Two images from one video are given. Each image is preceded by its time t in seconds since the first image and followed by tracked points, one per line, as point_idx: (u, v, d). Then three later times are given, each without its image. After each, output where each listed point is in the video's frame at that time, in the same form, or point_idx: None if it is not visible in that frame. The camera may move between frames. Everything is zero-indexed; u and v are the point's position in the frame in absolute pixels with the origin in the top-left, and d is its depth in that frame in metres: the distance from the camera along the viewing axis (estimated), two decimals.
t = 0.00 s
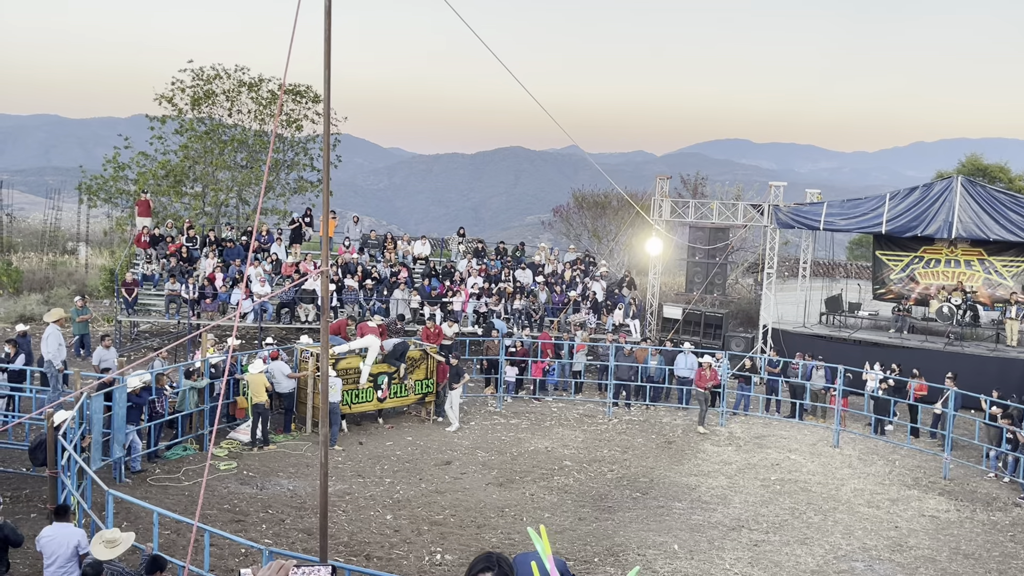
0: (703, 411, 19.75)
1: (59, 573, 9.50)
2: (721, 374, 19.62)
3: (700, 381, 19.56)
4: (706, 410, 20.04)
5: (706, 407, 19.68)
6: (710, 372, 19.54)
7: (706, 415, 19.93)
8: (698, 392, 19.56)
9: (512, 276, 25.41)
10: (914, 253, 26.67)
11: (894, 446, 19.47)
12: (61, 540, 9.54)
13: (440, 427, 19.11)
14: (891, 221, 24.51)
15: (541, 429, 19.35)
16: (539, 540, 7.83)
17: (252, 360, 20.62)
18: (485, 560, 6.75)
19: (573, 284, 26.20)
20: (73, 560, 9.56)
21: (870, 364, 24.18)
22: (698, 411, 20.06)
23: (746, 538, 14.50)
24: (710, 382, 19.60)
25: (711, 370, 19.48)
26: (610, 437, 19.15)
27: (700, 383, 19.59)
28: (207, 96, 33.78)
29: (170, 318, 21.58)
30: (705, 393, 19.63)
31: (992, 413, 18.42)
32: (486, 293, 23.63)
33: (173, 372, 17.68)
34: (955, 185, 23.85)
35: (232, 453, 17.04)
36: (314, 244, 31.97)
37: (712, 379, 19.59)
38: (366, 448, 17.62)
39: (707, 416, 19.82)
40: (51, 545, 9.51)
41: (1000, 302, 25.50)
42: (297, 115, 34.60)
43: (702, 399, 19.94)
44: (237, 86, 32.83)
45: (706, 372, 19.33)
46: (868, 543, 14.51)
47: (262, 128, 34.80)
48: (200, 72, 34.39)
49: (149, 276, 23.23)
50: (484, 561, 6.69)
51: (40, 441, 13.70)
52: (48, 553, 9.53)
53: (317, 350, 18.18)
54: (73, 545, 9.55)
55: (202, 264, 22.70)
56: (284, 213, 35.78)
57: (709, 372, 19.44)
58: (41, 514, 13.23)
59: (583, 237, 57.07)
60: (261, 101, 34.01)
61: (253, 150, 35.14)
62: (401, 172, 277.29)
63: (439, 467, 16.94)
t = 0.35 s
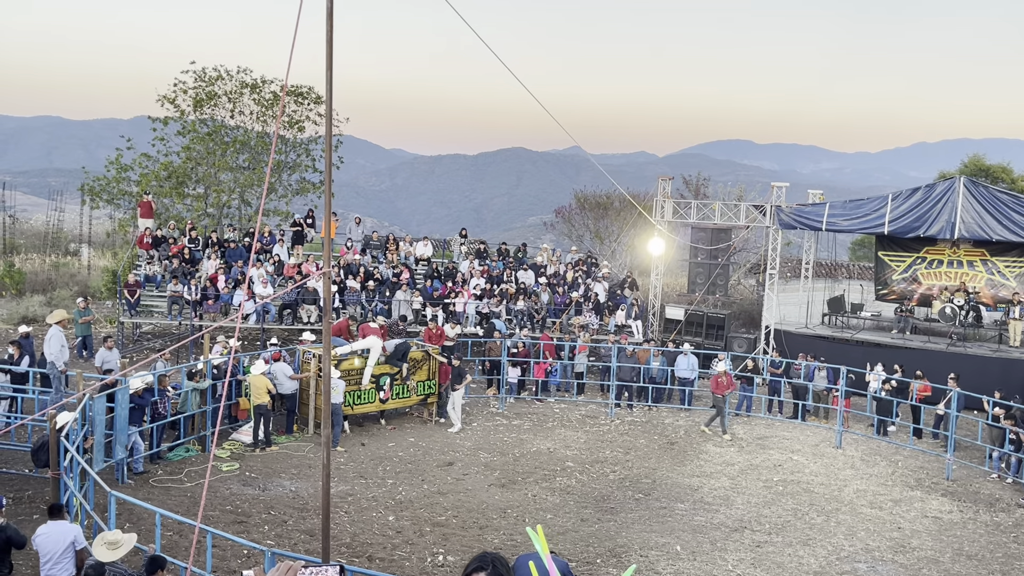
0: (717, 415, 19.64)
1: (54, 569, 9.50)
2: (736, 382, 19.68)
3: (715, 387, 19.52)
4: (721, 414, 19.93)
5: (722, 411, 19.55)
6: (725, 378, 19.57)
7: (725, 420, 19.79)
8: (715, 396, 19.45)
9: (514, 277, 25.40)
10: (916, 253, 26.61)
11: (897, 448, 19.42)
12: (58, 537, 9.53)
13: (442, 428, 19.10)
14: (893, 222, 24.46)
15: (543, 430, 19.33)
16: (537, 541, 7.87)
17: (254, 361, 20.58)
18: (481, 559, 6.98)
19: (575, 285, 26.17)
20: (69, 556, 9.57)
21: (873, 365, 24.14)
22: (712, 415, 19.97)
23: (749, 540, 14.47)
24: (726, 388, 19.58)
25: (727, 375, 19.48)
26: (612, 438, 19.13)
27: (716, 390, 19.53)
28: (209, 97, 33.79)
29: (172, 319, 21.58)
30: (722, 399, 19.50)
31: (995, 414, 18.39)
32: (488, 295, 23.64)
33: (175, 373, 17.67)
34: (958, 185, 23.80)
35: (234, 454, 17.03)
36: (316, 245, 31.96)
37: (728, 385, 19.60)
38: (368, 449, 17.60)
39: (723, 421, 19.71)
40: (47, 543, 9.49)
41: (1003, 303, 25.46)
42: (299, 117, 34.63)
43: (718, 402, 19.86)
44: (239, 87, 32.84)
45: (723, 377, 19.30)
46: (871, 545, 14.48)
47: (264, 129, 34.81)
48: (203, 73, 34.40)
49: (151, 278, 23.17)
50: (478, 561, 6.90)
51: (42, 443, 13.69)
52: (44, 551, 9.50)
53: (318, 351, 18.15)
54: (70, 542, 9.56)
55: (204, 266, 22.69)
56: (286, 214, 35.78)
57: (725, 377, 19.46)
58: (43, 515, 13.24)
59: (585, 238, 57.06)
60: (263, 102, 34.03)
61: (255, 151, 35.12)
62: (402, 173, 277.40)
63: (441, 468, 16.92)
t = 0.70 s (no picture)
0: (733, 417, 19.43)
1: (49, 568, 9.51)
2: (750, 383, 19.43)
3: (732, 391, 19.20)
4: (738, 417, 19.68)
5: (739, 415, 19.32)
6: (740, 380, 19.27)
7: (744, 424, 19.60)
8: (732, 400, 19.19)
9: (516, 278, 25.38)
10: (919, 254, 26.57)
11: (899, 449, 19.40)
12: (56, 536, 9.56)
13: (444, 430, 19.08)
14: (896, 222, 24.37)
15: (545, 432, 19.31)
16: (539, 541, 7.86)
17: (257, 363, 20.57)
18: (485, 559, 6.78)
19: (577, 286, 26.13)
20: (65, 556, 9.59)
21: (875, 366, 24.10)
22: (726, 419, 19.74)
23: (751, 541, 14.47)
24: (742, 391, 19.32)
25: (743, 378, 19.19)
26: (615, 439, 19.11)
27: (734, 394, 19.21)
28: (212, 99, 33.82)
29: (175, 321, 21.58)
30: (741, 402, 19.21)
31: (998, 415, 18.39)
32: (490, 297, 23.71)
33: (178, 374, 17.67)
34: (960, 186, 23.76)
35: (237, 456, 17.04)
36: (319, 247, 31.99)
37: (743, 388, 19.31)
38: (370, 451, 17.60)
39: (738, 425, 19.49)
40: (45, 541, 9.50)
41: (1006, 303, 25.45)
42: (301, 118, 34.64)
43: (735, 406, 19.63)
44: (241, 89, 32.85)
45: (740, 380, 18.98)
46: (874, 546, 14.47)
47: (266, 131, 34.83)
48: (205, 75, 34.42)
49: (154, 280, 23.15)
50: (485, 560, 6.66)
51: (45, 445, 13.71)
52: (40, 548, 9.50)
53: (321, 353, 18.12)
54: (67, 541, 9.59)
55: (206, 267, 22.67)
56: (289, 216, 35.81)
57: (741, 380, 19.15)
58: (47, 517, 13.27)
59: (587, 240, 57.10)
60: (265, 104, 34.06)
61: (257, 154, 35.09)
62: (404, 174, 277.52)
63: (443, 469, 16.92)
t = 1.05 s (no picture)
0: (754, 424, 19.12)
1: (47, 570, 9.53)
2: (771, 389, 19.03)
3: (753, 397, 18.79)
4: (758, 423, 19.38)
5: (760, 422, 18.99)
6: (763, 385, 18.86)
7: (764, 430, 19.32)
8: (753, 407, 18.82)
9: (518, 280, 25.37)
10: (921, 255, 26.51)
11: (902, 450, 19.38)
12: (52, 538, 9.56)
13: (446, 431, 19.08)
14: (897, 224, 24.36)
15: (547, 434, 19.30)
16: (541, 543, 7.90)
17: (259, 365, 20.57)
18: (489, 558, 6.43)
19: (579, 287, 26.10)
20: (63, 557, 9.61)
21: (878, 367, 24.06)
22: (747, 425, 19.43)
23: (753, 543, 14.46)
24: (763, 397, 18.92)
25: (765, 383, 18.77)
26: (617, 441, 19.11)
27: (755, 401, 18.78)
28: (214, 101, 33.86)
29: (177, 322, 21.57)
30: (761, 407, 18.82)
31: (1000, 416, 18.35)
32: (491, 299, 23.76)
33: (180, 376, 17.69)
34: (962, 187, 23.75)
35: (239, 457, 17.06)
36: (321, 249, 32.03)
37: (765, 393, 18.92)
38: (373, 453, 17.60)
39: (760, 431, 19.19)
40: (42, 544, 9.52)
41: (1009, 305, 25.30)
42: (303, 120, 34.66)
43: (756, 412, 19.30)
44: (243, 91, 32.87)
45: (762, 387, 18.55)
46: (876, 548, 14.45)
47: (268, 133, 34.86)
48: (207, 77, 34.45)
49: (156, 281, 23.14)
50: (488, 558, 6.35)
51: (47, 446, 13.72)
52: (37, 551, 9.53)
53: (324, 354, 18.15)
54: (62, 543, 9.58)
55: (208, 269, 22.66)
56: (291, 218, 35.84)
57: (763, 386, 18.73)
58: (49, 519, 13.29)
59: (590, 241, 57.14)
60: (267, 106, 34.09)
61: (259, 156, 35.10)
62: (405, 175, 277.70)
63: (445, 471, 16.92)
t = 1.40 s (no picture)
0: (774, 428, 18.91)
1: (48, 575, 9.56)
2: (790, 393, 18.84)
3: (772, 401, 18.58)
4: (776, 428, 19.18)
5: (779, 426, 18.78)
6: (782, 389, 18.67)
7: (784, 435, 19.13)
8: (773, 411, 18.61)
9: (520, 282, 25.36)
10: (922, 257, 26.41)
11: (904, 452, 19.35)
12: (51, 542, 9.58)
13: (448, 433, 19.07)
14: (899, 225, 24.33)
15: (549, 435, 19.29)
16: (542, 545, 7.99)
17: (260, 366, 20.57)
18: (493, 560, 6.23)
19: (581, 289, 26.08)
20: (64, 561, 9.63)
21: (880, 368, 24.01)
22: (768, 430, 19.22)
23: (756, 545, 14.45)
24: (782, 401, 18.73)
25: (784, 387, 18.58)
26: (618, 442, 19.09)
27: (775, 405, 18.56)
28: (216, 104, 33.89)
29: (179, 325, 21.57)
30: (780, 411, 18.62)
31: (1003, 417, 18.31)
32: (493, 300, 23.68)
33: (182, 378, 17.69)
34: (964, 188, 23.73)
35: (241, 459, 17.06)
36: (323, 251, 32.06)
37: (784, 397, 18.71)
38: (374, 454, 17.60)
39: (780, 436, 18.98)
40: (41, 550, 9.55)
41: (1012, 306, 25.29)
42: (305, 122, 34.68)
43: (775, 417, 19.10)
44: (245, 93, 32.90)
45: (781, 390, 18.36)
46: (879, 549, 14.43)
47: (270, 135, 34.89)
48: (209, 79, 34.48)
49: (158, 284, 23.15)
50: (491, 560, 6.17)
51: (50, 449, 13.74)
52: (38, 557, 9.56)
53: (325, 356, 18.13)
54: (62, 547, 9.58)
55: (211, 272, 22.66)
56: (293, 220, 35.85)
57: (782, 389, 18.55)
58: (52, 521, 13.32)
59: (591, 243, 57.13)
60: (269, 108, 34.12)
61: (261, 158, 35.13)
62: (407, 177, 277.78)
63: (447, 473, 16.92)
